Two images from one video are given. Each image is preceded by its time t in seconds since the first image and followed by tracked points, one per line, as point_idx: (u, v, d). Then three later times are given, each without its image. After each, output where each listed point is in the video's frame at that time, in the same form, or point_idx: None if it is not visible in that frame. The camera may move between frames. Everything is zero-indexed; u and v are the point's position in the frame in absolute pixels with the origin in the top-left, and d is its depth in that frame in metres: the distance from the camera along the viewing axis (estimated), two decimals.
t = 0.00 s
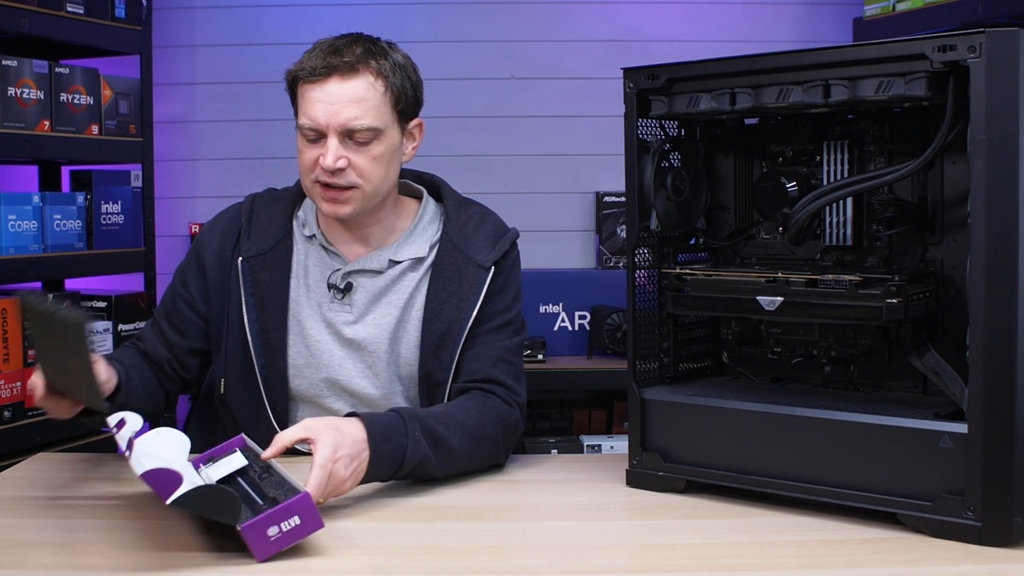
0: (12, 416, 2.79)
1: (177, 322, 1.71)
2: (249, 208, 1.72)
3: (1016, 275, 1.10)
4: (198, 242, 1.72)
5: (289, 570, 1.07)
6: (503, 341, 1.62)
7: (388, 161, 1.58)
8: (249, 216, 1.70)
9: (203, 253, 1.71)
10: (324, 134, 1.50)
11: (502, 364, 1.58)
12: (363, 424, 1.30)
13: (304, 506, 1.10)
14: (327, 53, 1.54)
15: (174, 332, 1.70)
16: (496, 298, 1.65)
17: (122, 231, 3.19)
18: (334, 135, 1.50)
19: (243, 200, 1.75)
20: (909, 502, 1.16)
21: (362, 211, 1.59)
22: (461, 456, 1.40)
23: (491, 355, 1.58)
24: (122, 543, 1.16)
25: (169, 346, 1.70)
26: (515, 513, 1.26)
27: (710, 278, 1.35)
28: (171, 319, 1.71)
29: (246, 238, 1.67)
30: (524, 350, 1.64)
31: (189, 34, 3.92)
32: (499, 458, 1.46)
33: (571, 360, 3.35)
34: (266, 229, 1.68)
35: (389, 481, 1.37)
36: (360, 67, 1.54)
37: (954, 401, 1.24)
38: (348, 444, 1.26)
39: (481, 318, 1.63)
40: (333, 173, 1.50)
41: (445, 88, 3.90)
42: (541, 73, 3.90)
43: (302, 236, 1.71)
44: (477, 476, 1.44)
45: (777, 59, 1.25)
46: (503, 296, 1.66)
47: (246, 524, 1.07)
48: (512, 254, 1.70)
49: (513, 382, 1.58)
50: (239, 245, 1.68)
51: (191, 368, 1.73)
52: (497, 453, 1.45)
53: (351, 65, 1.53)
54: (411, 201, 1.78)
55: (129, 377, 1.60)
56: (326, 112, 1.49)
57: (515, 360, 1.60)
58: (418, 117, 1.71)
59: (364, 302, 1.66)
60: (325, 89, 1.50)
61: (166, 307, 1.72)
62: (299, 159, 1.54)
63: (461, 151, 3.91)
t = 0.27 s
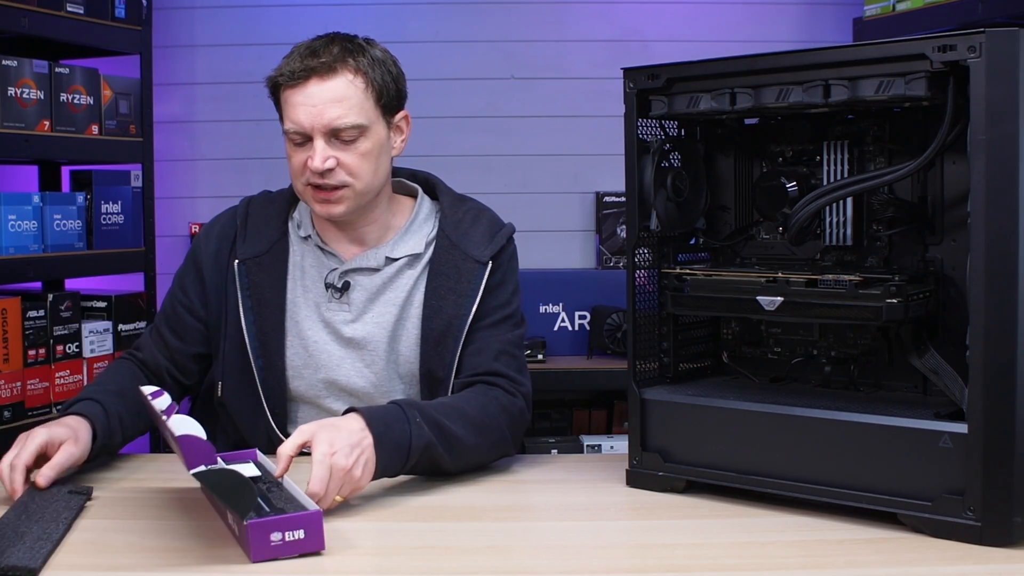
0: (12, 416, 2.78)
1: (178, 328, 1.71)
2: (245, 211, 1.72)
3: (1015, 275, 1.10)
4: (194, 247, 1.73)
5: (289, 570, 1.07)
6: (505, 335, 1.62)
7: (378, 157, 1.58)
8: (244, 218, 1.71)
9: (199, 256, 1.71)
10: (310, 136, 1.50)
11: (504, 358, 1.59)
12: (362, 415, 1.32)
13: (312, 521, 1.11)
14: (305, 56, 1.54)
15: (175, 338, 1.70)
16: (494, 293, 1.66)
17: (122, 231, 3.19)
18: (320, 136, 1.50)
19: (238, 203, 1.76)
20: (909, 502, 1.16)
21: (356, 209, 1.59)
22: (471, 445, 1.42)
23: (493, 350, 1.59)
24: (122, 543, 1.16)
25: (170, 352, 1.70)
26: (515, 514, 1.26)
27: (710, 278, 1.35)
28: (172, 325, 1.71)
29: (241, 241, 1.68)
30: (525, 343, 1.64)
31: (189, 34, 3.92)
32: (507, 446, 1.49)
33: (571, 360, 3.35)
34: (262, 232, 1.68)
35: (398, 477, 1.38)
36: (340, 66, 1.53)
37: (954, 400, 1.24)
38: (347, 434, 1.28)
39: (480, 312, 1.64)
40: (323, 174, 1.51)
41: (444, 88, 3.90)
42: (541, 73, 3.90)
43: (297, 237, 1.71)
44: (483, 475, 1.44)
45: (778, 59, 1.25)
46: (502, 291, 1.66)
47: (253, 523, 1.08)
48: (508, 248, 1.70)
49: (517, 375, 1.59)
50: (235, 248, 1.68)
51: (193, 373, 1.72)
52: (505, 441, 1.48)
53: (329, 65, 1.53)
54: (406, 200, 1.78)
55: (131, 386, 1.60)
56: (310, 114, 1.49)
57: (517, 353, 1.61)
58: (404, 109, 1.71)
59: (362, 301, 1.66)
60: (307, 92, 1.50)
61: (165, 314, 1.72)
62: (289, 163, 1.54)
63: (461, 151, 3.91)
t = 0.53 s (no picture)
0: (12, 416, 2.78)
1: (177, 332, 1.70)
2: (237, 213, 1.72)
3: (1015, 274, 1.10)
4: (189, 253, 1.73)
5: (289, 570, 1.07)
6: (498, 330, 1.60)
7: (360, 159, 1.58)
8: (236, 220, 1.71)
9: (194, 261, 1.72)
10: (289, 145, 1.50)
11: (499, 352, 1.57)
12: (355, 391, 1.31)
13: (311, 521, 1.10)
14: (279, 64, 1.53)
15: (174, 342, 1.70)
16: (487, 289, 1.65)
17: (121, 231, 3.19)
18: (300, 145, 1.50)
19: (231, 207, 1.76)
20: (909, 502, 1.16)
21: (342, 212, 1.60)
22: (466, 433, 1.42)
23: (488, 344, 1.57)
24: (121, 543, 1.16)
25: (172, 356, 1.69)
26: (514, 514, 1.26)
27: (710, 278, 1.35)
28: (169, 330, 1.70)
29: (234, 243, 1.68)
30: (521, 337, 1.63)
31: (189, 34, 3.92)
32: (506, 442, 1.50)
33: (571, 360, 3.35)
34: (254, 233, 1.68)
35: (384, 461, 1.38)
36: (314, 72, 1.53)
37: (954, 400, 1.24)
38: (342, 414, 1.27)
39: (474, 310, 1.63)
40: (305, 182, 1.51)
41: (444, 88, 3.90)
42: (541, 73, 3.90)
43: (289, 238, 1.70)
44: (482, 475, 1.44)
45: (778, 59, 1.25)
46: (497, 287, 1.65)
47: (253, 523, 1.07)
48: (501, 244, 1.69)
49: (514, 368, 1.58)
50: (227, 250, 1.69)
51: (196, 376, 1.72)
52: (503, 434, 1.49)
53: (304, 71, 1.52)
54: (399, 199, 1.78)
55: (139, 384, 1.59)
56: (288, 123, 1.49)
57: (511, 347, 1.59)
58: (384, 108, 1.70)
59: (355, 300, 1.66)
60: (283, 101, 1.50)
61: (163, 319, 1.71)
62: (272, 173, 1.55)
63: (461, 151, 3.91)
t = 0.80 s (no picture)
0: (12, 416, 2.78)
1: (182, 330, 1.68)
2: (236, 213, 1.72)
3: (1015, 274, 1.10)
4: (189, 253, 1.72)
5: (289, 570, 1.07)
6: (490, 325, 1.61)
7: (351, 156, 1.57)
8: (236, 220, 1.71)
9: (195, 260, 1.72)
10: (278, 142, 1.50)
11: (491, 348, 1.56)
12: (340, 385, 1.33)
13: (311, 521, 1.10)
14: (268, 62, 1.54)
15: (180, 341, 1.68)
16: (481, 285, 1.65)
17: (121, 231, 3.19)
18: (288, 141, 1.50)
19: (230, 206, 1.76)
20: (909, 502, 1.16)
21: (335, 209, 1.59)
22: (450, 431, 1.42)
23: (478, 339, 1.57)
24: (121, 543, 1.16)
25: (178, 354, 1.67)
26: (514, 514, 1.26)
27: (710, 278, 1.35)
28: (176, 329, 1.68)
29: (233, 243, 1.68)
30: (513, 333, 1.62)
31: (189, 34, 3.92)
32: (491, 441, 1.50)
33: (571, 360, 3.35)
34: (254, 233, 1.68)
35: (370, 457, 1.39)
36: (302, 68, 1.53)
37: (954, 400, 1.24)
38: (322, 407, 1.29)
39: (466, 306, 1.63)
40: (294, 178, 1.51)
41: (444, 88, 3.90)
42: (541, 73, 3.90)
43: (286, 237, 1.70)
44: (482, 475, 1.44)
45: (778, 59, 1.25)
46: (490, 283, 1.66)
47: (253, 523, 1.07)
48: (495, 240, 1.69)
49: (503, 364, 1.57)
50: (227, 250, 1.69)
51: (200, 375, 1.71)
52: (495, 430, 1.51)
53: (291, 68, 1.53)
54: (394, 197, 1.78)
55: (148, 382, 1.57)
56: (276, 120, 1.49)
57: (504, 343, 1.59)
58: (375, 105, 1.69)
59: (351, 299, 1.66)
60: (271, 98, 1.50)
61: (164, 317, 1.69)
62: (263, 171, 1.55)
63: (461, 151, 3.91)
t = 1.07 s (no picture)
0: (12, 416, 2.78)
1: (181, 331, 1.69)
2: (236, 213, 1.72)
3: (1015, 274, 1.10)
4: (189, 253, 1.72)
5: (289, 570, 1.07)
6: (490, 323, 1.61)
7: (353, 158, 1.57)
8: (235, 221, 1.71)
9: (196, 261, 1.72)
10: (280, 142, 1.50)
11: (489, 345, 1.57)
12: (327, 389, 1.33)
13: (326, 518, 1.12)
14: (271, 63, 1.54)
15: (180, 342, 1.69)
16: (480, 284, 1.65)
17: (121, 231, 3.19)
18: (290, 142, 1.50)
19: (230, 207, 1.76)
20: (909, 502, 1.16)
21: (336, 212, 1.59)
22: (446, 431, 1.43)
23: (477, 337, 1.58)
24: (122, 543, 1.16)
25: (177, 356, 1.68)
26: (514, 514, 1.26)
27: (710, 278, 1.35)
28: (175, 329, 1.69)
29: (233, 244, 1.68)
30: (512, 330, 1.63)
31: (189, 34, 3.92)
32: (490, 435, 1.50)
33: (571, 360, 3.35)
34: (254, 233, 1.68)
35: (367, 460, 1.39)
36: (305, 69, 1.53)
37: (954, 400, 1.24)
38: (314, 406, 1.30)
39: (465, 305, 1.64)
40: (296, 179, 1.51)
41: (444, 88, 3.90)
42: (541, 73, 3.90)
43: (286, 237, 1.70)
44: (482, 474, 1.44)
45: (777, 59, 1.25)
46: (490, 282, 1.66)
47: (271, 519, 1.09)
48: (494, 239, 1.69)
49: (502, 360, 1.57)
50: (227, 250, 1.69)
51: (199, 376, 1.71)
52: (493, 428, 1.51)
53: (294, 69, 1.53)
54: (394, 197, 1.78)
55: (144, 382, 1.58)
56: (278, 120, 1.49)
57: (502, 340, 1.59)
58: (378, 107, 1.68)
59: (352, 299, 1.65)
60: (273, 99, 1.50)
61: (164, 319, 1.70)
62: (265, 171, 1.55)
63: (461, 151, 3.91)
